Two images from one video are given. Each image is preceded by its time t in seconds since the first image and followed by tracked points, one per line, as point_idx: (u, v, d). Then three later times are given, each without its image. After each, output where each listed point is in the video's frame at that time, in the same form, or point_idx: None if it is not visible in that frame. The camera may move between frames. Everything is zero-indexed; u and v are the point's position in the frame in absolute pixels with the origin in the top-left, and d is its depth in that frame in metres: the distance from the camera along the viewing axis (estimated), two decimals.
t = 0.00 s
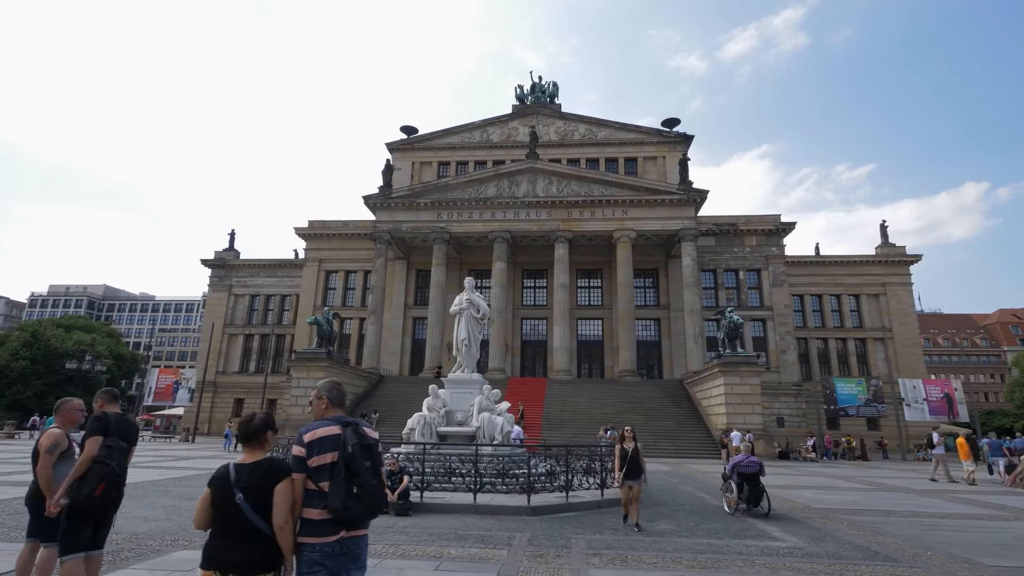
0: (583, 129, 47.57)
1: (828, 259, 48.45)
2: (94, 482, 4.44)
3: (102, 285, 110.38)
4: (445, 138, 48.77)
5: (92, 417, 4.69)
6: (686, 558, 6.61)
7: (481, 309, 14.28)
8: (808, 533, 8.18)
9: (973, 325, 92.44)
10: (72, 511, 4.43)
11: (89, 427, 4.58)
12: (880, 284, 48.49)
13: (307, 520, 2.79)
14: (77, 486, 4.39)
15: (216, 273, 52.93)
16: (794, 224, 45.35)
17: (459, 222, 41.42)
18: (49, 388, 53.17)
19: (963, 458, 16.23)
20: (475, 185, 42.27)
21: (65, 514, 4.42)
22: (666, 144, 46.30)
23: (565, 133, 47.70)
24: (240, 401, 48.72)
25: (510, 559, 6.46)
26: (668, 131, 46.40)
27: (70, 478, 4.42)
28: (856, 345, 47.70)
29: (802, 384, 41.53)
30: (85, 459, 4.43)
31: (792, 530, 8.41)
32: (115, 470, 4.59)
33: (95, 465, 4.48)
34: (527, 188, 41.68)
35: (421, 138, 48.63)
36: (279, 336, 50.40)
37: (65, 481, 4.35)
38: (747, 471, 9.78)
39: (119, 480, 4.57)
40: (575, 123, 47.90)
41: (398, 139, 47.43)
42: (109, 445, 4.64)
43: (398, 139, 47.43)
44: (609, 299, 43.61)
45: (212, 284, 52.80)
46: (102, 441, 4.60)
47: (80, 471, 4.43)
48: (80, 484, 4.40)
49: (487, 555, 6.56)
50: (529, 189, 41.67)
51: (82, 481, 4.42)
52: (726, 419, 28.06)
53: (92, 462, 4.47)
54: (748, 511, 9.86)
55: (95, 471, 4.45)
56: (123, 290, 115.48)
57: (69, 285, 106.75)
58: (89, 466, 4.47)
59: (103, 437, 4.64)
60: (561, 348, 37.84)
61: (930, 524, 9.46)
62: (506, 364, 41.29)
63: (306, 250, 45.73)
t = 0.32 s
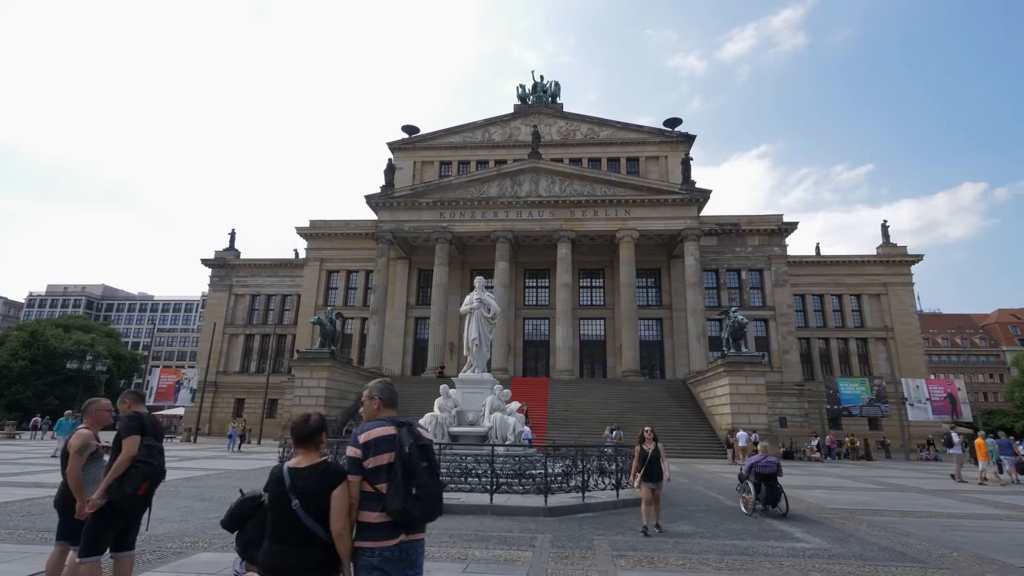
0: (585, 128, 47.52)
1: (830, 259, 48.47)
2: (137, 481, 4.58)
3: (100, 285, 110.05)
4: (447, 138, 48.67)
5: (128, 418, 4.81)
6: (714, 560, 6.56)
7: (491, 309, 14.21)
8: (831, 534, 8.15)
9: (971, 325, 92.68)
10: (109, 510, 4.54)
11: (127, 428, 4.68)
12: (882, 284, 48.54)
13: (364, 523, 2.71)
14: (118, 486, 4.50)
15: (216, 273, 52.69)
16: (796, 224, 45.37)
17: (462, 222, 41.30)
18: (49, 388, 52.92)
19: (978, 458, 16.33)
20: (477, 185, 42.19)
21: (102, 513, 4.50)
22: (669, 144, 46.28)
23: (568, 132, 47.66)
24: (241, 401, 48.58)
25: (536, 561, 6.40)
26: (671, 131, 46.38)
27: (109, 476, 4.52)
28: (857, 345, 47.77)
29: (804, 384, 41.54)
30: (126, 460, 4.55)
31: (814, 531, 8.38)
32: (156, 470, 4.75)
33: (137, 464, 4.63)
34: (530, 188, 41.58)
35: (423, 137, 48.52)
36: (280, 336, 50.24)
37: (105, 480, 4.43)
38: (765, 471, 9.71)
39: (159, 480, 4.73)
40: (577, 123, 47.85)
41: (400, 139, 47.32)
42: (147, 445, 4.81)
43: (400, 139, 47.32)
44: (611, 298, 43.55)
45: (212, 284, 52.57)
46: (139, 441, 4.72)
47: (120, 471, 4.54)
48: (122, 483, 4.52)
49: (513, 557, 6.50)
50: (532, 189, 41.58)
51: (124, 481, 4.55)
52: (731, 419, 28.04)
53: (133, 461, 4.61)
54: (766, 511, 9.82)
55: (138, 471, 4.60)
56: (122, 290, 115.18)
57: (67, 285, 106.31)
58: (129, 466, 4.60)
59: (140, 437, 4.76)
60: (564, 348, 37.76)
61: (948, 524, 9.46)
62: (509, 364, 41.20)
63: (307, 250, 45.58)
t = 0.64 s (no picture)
0: (587, 128, 47.47)
1: (831, 259, 48.52)
2: (172, 485, 4.51)
3: (98, 285, 109.74)
4: (449, 137, 48.59)
5: (157, 419, 4.69)
6: (746, 562, 6.52)
7: (503, 309, 14.08)
8: (856, 537, 8.13)
9: (970, 325, 92.94)
10: (142, 515, 4.44)
11: (159, 430, 4.58)
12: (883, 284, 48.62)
13: (434, 529, 2.61)
14: (154, 490, 4.42)
15: (216, 273, 52.46)
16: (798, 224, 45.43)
17: (464, 222, 41.19)
18: (47, 388, 52.63)
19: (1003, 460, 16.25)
20: (480, 185, 42.12)
21: (135, 518, 4.40)
22: (671, 144, 46.27)
23: (570, 132, 47.61)
24: (241, 402, 48.48)
25: (566, 564, 6.34)
26: (673, 131, 46.38)
27: (143, 480, 4.42)
28: (858, 345, 47.82)
29: (806, 384, 41.59)
30: (160, 464, 4.46)
31: (837, 533, 8.38)
32: (188, 472, 4.69)
33: (171, 468, 4.55)
34: (533, 188, 41.52)
35: (425, 137, 48.45)
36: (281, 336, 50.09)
37: (141, 484, 4.34)
38: (785, 472, 9.75)
39: (192, 483, 4.68)
40: (578, 123, 47.81)
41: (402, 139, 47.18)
42: (178, 447, 4.71)
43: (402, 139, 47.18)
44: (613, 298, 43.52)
45: (212, 284, 52.33)
46: (171, 444, 4.64)
47: (155, 474, 4.45)
48: (157, 487, 4.44)
49: (542, 560, 6.43)
50: (535, 188, 41.51)
51: (158, 484, 4.46)
52: (736, 419, 28.04)
53: (167, 465, 4.52)
54: (785, 512, 9.83)
55: (172, 474, 4.53)
56: (119, 290, 114.69)
57: (64, 285, 105.85)
58: (163, 470, 4.51)
59: (171, 439, 4.67)
60: (567, 348, 37.69)
61: (968, 525, 9.47)
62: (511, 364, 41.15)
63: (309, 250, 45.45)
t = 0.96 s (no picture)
0: (589, 128, 47.42)
1: (833, 259, 48.58)
2: (186, 488, 4.56)
3: (95, 285, 109.33)
4: (450, 137, 48.48)
5: (173, 422, 4.74)
6: (775, 564, 6.49)
7: (515, 309, 14.04)
8: (880, 538, 8.09)
9: (968, 325, 93.15)
10: (156, 519, 4.49)
11: (174, 431, 4.64)
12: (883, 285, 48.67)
13: (513, 531, 2.61)
14: (167, 494, 4.46)
15: (216, 273, 52.24)
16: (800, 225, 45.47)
17: (466, 222, 41.09)
18: (45, 388, 52.34)
19: None
20: (482, 185, 42.00)
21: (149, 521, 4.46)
22: (672, 144, 46.25)
23: (571, 132, 47.56)
24: (242, 402, 48.37)
25: (596, 566, 6.28)
26: (674, 131, 46.38)
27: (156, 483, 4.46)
28: (859, 345, 47.89)
29: (808, 384, 41.60)
30: (173, 466, 4.49)
31: (861, 535, 8.36)
32: (202, 476, 4.74)
33: (185, 472, 4.60)
34: (535, 188, 41.45)
35: (426, 137, 48.34)
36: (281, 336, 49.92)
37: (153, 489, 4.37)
38: (804, 473, 9.72)
39: (206, 487, 4.71)
40: (580, 123, 47.76)
41: (403, 138, 47.03)
42: (192, 451, 4.76)
43: (403, 138, 47.04)
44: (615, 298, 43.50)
45: (212, 284, 52.10)
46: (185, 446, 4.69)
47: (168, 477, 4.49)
48: (170, 491, 4.49)
49: (571, 563, 6.36)
50: (537, 189, 41.46)
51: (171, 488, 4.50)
52: (740, 420, 28.03)
53: (179, 470, 4.56)
54: (804, 514, 9.76)
55: (186, 478, 4.57)
56: (117, 290, 114.40)
57: (61, 285, 105.37)
58: (175, 474, 4.55)
59: (185, 440, 4.72)
60: (570, 348, 37.64)
61: (987, 526, 9.45)
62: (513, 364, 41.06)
63: (310, 250, 45.28)
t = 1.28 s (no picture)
0: (590, 128, 47.38)
1: (834, 259, 48.65)
2: (199, 491, 4.71)
3: (93, 285, 109.03)
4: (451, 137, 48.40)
5: (191, 423, 4.93)
6: (803, 566, 6.46)
7: (525, 309, 14.00)
8: (902, 539, 8.05)
9: (966, 325, 93.30)
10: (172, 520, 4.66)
11: (189, 432, 4.81)
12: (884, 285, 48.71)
13: (591, 532, 2.69)
14: (181, 496, 4.64)
15: (216, 273, 52.05)
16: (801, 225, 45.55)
17: (468, 222, 41.02)
18: (44, 389, 52.15)
19: None
20: (484, 184, 41.89)
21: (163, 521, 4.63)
22: (673, 144, 46.24)
23: (572, 132, 47.53)
24: (241, 402, 48.25)
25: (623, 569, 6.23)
26: (675, 131, 46.38)
27: (170, 484, 4.64)
28: (860, 345, 47.94)
29: (810, 384, 41.61)
30: (187, 468, 4.66)
31: (882, 535, 8.34)
32: (217, 479, 4.89)
33: (199, 474, 4.77)
34: (537, 188, 41.40)
35: (427, 136, 48.24)
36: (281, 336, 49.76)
37: (165, 491, 4.54)
38: (821, 473, 9.66)
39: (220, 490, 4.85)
40: (581, 123, 47.71)
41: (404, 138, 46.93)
42: (209, 452, 4.93)
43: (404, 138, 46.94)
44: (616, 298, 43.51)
45: (212, 284, 51.91)
46: (202, 448, 4.85)
47: (182, 479, 4.67)
48: (184, 493, 4.66)
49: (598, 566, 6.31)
50: (539, 189, 41.40)
51: (185, 490, 4.68)
52: (745, 419, 28.03)
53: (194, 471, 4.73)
54: (821, 514, 9.71)
55: (199, 480, 4.74)
56: (114, 290, 114.12)
57: (58, 285, 104.98)
58: (190, 475, 4.72)
59: (203, 441, 4.89)
60: (572, 348, 37.59)
61: (1005, 526, 9.43)
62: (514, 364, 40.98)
63: (310, 250, 45.14)
